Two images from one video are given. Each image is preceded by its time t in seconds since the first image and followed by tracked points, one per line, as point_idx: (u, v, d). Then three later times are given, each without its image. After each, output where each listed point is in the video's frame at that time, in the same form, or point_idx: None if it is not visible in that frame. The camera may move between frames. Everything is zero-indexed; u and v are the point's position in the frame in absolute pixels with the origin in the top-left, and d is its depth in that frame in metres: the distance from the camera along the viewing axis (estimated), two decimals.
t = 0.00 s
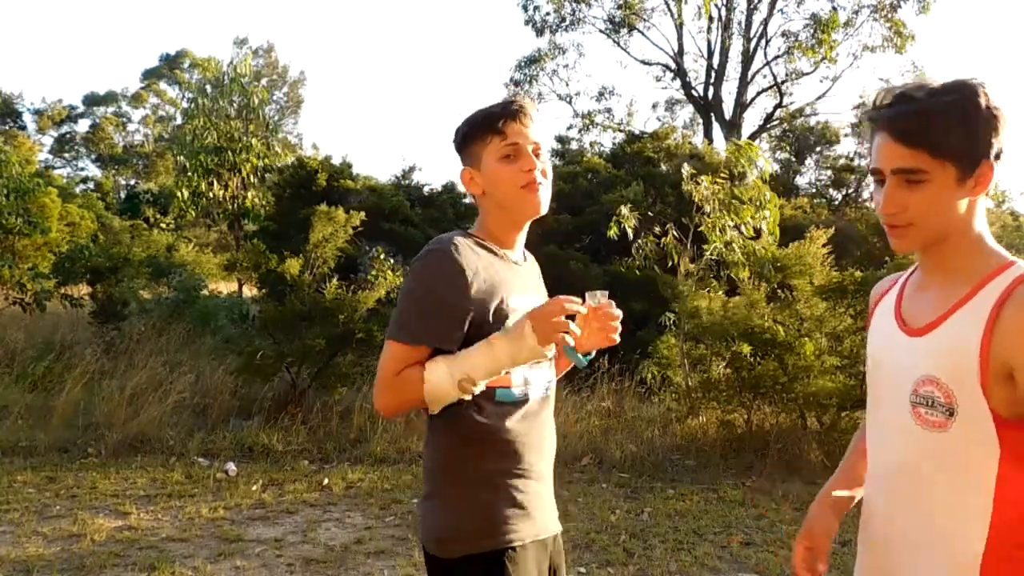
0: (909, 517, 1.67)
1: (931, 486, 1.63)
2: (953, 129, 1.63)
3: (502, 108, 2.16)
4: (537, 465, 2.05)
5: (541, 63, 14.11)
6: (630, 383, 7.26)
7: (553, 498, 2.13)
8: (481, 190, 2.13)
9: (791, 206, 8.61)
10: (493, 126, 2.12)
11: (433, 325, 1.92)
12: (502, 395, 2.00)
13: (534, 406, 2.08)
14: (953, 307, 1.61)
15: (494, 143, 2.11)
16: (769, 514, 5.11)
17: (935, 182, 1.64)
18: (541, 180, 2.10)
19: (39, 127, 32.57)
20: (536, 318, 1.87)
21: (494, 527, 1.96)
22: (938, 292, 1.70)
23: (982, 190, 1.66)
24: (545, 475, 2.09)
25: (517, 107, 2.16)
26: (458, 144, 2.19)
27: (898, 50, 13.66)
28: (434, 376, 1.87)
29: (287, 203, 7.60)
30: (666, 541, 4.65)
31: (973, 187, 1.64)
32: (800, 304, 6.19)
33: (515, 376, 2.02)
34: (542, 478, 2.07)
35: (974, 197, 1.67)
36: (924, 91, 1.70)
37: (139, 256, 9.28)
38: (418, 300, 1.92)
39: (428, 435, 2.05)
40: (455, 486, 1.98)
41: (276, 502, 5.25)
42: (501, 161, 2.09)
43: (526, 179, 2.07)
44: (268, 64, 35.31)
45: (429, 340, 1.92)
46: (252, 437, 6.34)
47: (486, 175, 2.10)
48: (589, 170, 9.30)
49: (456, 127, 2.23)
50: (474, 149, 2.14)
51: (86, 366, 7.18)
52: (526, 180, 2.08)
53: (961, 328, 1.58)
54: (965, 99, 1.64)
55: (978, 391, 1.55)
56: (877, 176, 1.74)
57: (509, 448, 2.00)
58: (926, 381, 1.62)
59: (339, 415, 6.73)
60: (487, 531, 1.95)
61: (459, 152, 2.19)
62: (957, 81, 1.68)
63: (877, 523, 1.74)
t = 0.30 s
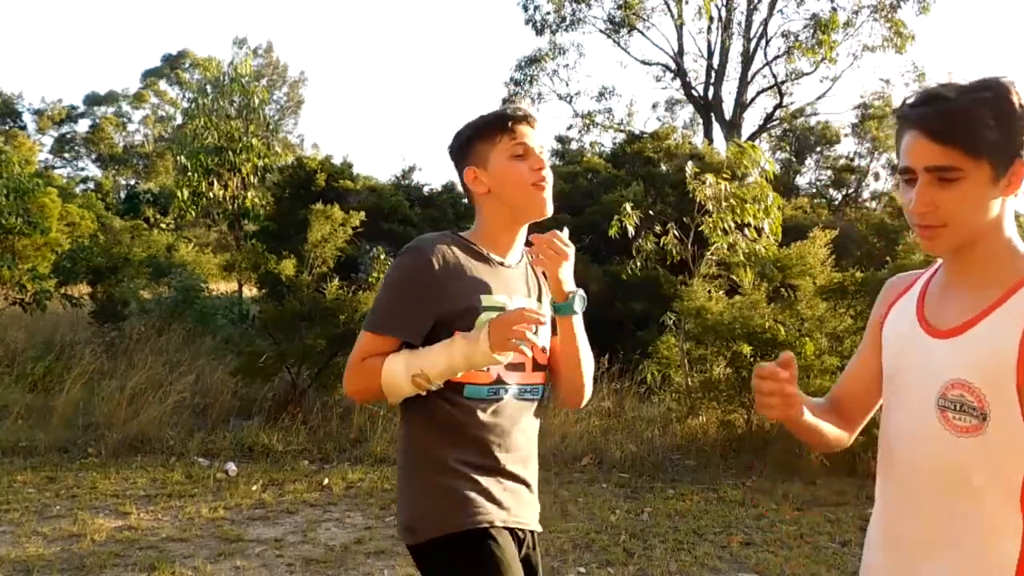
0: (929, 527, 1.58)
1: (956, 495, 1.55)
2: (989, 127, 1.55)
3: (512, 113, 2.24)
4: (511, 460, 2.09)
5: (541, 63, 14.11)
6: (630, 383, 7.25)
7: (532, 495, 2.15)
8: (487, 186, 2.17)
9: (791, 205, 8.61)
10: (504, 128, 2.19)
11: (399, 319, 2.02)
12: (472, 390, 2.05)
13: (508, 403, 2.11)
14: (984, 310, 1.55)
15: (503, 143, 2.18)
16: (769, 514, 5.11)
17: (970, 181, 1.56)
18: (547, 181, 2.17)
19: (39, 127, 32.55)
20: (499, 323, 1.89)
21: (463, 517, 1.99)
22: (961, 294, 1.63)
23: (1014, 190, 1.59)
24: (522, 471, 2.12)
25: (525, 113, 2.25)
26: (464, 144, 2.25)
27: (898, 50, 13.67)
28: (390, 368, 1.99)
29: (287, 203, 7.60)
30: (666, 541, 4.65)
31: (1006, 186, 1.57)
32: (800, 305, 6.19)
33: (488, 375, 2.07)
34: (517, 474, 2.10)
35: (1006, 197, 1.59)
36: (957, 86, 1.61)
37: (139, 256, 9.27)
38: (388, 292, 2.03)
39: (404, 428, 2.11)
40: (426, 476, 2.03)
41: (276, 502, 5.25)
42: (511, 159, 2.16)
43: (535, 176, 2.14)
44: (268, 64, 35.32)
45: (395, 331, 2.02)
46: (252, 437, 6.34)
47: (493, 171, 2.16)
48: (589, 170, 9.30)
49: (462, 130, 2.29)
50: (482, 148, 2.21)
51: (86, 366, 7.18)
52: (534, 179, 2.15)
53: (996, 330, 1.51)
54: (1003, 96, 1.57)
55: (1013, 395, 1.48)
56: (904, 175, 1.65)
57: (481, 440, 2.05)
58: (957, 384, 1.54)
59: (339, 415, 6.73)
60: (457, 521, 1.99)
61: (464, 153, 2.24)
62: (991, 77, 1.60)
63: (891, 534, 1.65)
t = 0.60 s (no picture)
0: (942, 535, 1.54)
1: (970, 503, 1.51)
2: (1000, 130, 1.53)
3: (488, 111, 2.04)
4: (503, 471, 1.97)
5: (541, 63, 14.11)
6: (630, 384, 7.25)
7: (525, 509, 2.02)
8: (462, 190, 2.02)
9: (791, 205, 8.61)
10: (479, 127, 2.00)
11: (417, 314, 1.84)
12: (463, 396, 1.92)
13: (499, 412, 1.98)
14: (998, 314, 1.52)
15: (478, 145, 1.99)
16: (769, 514, 5.11)
17: (984, 186, 1.54)
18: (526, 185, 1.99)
19: (39, 127, 32.57)
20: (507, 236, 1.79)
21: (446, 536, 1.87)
22: (969, 297, 1.61)
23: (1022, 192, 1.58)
24: (513, 482, 1.99)
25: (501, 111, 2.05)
26: (439, 142, 2.07)
27: (898, 50, 13.66)
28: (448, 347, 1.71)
29: (287, 202, 7.60)
30: (666, 541, 4.65)
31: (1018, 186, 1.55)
32: (800, 305, 6.20)
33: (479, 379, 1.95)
34: (509, 487, 1.98)
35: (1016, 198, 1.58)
36: (961, 89, 1.60)
37: (140, 255, 9.26)
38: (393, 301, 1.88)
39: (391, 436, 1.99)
40: (410, 490, 1.91)
41: (276, 502, 5.25)
42: (487, 162, 1.98)
43: (510, 182, 1.97)
44: (268, 63, 35.34)
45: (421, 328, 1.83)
46: (252, 437, 6.33)
47: (469, 174, 1.99)
48: (589, 170, 9.30)
49: (438, 127, 2.10)
50: (456, 149, 2.02)
51: (85, 367, 7.18)
52: (511, 183, 1.97)
53: (1015, 333, 1.48)
54: (1007, 97, 1.56)
55: None
56: (912, 184, 1.61)
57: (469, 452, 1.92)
58: (973, 390, 1.50)
59: (339, 415, 6.74)
60: (440, 540, 1.87)
61: (439, 153, 2.07)
62: (993, 78, 1.59)
63: (898, 543, 1.60)
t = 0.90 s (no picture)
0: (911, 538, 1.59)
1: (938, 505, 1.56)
2: (947, 143, 1.55)
3: (443, 96, 1.94)
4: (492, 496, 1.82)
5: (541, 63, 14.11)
6: (630, 384, 7.25)
7: (519, 532, 1.88)
8: (425, 189, 1.93)
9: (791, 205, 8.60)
10: (433, 116, 1.91)
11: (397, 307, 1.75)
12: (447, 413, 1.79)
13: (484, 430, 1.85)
14: (957, 320, 1.57)
15: (433, 135, 1.90)
16: (769, 514, 5.11)
17: (936, 199, 1.55)
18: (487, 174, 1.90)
19: (40, 126, 32.56)
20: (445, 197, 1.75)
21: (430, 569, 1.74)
22: (936, 301, 1.65)
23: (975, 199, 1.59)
24: (504, 506, 1.85)
25: (458, 94, 1.95)
26: (400, 139, 1.99)
27: (898, 50, 13.66)
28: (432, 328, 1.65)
29: (287, 203, 7.60)
30: (666, 541, 4.65)
31: (969, 194, 1.57)
32: (800, 304, 6.19)
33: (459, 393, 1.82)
34: (499, 513, 1.83)
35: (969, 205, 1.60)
36: (908, 99, 1.61)
37: (140, 255, 9.26)
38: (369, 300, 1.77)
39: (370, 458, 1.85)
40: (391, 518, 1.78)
41: (276, 502, 5.24)
42: (443, 154, 1.89)
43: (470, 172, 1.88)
44: (267, 63, 35.35)
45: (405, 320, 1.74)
46: (252, 437, 6.33)
47: (428, 170, 1.91)
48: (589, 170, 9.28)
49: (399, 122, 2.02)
50: (414, 143, 1.94)
51: (85, 367, 7.18)
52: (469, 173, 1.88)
53: (974, 337, 1.52)
54: (952, 107, 1.58)
55: (990, 405, 1.50)
56: (867, 198, 1.63)
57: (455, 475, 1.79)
58: (935, 396, 1.56)
59: (339, 415, 6.74)
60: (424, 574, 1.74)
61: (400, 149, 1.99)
62: (936, 88, 1.61)
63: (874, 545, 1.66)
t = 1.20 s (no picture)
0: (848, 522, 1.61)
1: (868, 486, 1.58)
2: (891, 127, 1.65)
3: (421, 84, 1.89)
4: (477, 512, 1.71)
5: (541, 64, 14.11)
6: (630, 384, 7.25)
7: (514, 541, 1.78)
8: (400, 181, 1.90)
9: (791, 205, 8.60)
10: (408, 106, 1.87)
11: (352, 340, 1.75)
12: (422, 432, 1.71)
13: (469, 447, 1.73)
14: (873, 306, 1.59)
15: (407, 126, 1.86)
16: (769, 514, 5.11)
17: (885, 180, 1.63)
18: (460, 165, 1.83)
19: (39, 126, 32.61)
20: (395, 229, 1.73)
21: None
22: (863, 286, 1.67)
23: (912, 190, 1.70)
24: (494, 527, 1.74)
25: (437, 82, 1.89)
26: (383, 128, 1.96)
27: (898, 50, 13.66)
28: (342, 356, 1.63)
29: (287, 203, 7.60)
30: (666, 541, 4.65)
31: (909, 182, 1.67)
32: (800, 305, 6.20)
33: (438, 411, 1.72)
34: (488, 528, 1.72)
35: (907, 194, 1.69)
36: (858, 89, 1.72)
37: (140, 255, 9.27)
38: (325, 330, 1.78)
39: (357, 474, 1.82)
40: (371, 540, 1.72)
41: (276, 502, 5.24)
42: (416, 146, 1.85)
43: (440, 162, 1.82)
44: (266, 62, 35.39)
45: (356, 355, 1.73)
46: (252, 437, 6.33)
47: (401, 162, 1.87)
48: (589, 170, 9.28)
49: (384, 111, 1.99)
50: (391, 134, 1.91)
51: (85, 367, 7.18)
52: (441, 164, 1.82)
53: (886, 318, 1.54)
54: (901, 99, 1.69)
55: (905, 382, 1.51)
56: (821, 167, 1.71)
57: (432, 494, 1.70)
58: (857, 381, 1.58)
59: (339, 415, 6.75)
60: None
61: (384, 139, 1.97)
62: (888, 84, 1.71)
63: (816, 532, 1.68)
